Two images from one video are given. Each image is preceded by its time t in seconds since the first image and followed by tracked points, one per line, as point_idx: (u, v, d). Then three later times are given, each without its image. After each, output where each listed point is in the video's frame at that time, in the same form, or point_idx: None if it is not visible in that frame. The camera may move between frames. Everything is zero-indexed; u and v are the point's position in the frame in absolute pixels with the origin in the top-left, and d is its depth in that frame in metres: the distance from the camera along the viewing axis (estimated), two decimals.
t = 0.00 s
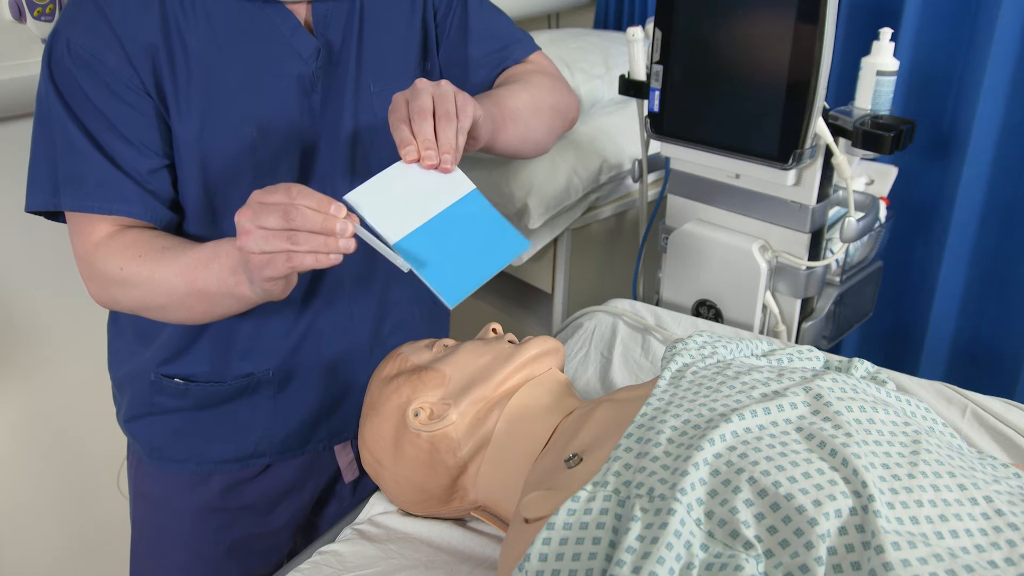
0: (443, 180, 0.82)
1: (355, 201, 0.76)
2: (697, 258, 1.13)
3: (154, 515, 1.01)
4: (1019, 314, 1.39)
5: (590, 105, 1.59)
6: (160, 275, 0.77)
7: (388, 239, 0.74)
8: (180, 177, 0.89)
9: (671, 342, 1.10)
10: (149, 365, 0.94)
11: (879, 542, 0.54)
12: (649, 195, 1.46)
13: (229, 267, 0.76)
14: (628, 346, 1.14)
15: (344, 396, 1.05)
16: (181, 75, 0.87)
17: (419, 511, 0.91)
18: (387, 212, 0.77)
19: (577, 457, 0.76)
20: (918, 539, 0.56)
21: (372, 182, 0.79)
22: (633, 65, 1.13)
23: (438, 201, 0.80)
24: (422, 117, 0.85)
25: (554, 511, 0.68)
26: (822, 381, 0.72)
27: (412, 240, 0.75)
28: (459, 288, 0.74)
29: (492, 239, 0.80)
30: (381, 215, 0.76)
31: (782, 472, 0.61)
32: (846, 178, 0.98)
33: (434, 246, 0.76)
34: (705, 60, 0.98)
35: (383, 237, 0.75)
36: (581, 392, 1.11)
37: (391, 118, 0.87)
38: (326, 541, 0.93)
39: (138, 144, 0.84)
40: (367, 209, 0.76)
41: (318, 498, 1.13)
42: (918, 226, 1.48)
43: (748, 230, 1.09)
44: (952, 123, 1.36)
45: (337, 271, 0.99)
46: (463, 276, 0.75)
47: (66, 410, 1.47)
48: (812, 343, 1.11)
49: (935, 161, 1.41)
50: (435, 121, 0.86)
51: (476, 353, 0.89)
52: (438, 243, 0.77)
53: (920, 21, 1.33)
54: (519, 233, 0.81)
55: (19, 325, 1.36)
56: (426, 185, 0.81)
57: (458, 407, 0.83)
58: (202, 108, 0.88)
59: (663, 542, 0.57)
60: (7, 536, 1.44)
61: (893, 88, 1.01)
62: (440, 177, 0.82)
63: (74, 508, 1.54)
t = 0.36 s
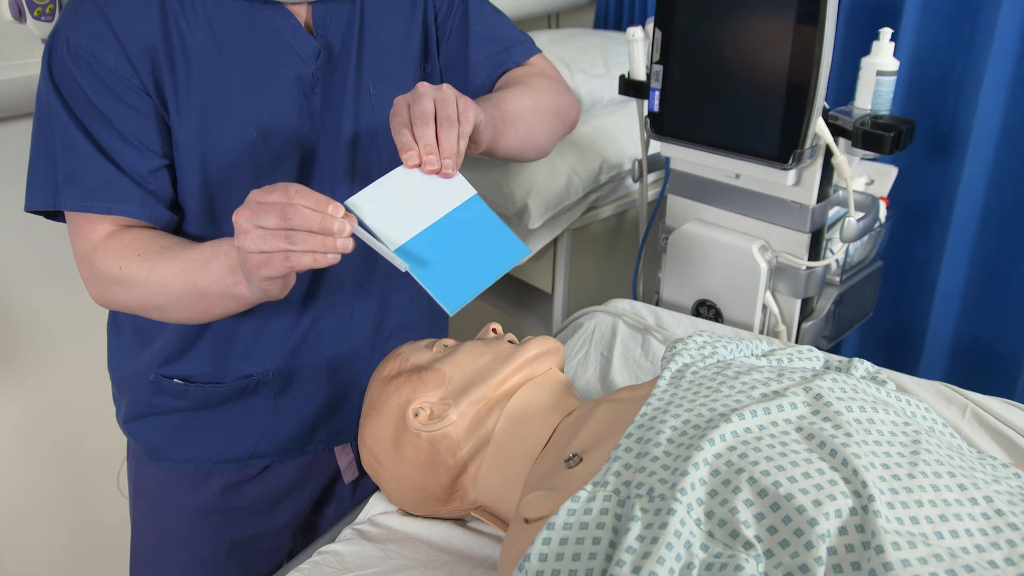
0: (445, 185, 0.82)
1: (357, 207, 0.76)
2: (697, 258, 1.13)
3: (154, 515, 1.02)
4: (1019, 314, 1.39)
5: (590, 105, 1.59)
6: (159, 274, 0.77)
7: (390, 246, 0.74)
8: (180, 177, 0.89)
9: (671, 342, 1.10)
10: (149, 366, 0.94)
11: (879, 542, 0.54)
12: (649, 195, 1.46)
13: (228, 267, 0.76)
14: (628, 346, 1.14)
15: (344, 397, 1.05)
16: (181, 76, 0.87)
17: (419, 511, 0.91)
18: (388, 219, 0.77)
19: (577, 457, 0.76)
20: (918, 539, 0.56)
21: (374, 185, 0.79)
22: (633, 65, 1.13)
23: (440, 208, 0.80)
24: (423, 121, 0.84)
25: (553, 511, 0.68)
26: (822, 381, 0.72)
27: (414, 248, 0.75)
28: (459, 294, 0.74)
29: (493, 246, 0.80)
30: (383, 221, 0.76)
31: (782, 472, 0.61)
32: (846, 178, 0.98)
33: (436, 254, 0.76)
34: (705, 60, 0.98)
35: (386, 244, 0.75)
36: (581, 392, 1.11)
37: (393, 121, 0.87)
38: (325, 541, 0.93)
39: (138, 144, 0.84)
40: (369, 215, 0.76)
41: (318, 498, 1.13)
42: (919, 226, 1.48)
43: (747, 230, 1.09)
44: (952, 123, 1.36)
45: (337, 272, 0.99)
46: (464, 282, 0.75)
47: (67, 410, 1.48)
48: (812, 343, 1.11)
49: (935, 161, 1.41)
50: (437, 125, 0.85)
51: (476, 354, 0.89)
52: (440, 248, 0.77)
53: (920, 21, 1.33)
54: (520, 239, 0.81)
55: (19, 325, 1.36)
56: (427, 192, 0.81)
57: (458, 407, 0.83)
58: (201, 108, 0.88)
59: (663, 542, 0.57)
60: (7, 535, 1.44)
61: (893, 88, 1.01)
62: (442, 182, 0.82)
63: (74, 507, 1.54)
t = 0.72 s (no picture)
0: (446, 186, 0.82)
1: (358, 206, 0.77)
2: (698, 258, 1.13)
3: (155, 514, 1.02)
4: (1019, 314, 1.39)
5: (589, 105, 1.59)
6: (161, 275, 0.77)
7: (390, 245, 0.75)
8: (182, 178, 0.89)
9: (671, 342, 1.10)
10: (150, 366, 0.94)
11: (879, 542, 0.54)
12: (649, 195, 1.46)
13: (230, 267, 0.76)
14: (628, 346, 1.14)
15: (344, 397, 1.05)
16: (183, 77, 0.87)
17: (419, 511, 0.91)
18: (388, 218, 0.77)
19: (577, 457, 0.76)
20: (918, 539, 0.56)
21: (374, 185, 0.79)
22: (633, 65, 1.13)
23: (440, 208, 0.80)
24: (424, 121, 0.84)
25: (553, 511, 0.68)
26: (822, 381, 0.72)
27: (414, 247, 0.76)
28: (458, 294, 0.74)
29: (493, 247, 0.80)
30: (384, 221, 0.76)
31: (782, 472, 0.61)
32: (846, 178, 0.98)
33: (436, 253, 0.76)
34: (705, 60, 0.98)
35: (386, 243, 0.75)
36: (581, 392, 1.11)
37: (393, 120, 0.87)
38: (326, 541, 0.93)
39: (139, 144, 0.84)
40: (368, 214, 0.76)
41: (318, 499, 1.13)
42: (919, 225, 1.48)
43: (747, 231, 1.09)
44: (952, 122, 1.36)
45: (337, 272, 1.00)
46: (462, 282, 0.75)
47: (67, 410, 1.48)
48: (812, 343, 1.11)
49: (935, 161, 1.41)
50: (438, 125, 0.85)
51: (476, 354, 0.89)
52: (438, 248, 0.77)
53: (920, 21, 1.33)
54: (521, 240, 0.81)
55: (19, 325, 1.36)
56: (428, 192, 0.81)
57: (458, 407, 0.83)
58: (203, 109, 0.88)
59: (663, 542, 0.57)
60: (8, 535, 1.44)
61: (892, 89, 1.01)
62: (442, 184, 0.82)
63: (74, 507, 1.54)
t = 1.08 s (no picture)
0: (447, 185, 0.82)
1: (359, 204, 0.76)
2: (698, 258, 1.13)
3: (156, 515, 1.02)
4: (1019, 314, 1.39)
5: (590, 105, 1.59)
6: (163, 276, 0.77)
7: (392, 243, 0.75)
8: (184, 179, 0.89)
9: (671, 342, 1.10)
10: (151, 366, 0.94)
11: (878, 542, 0.54)
12: (649, 195, 1.46)
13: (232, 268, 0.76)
14: (628, 346, 1.14)
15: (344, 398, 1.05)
16: (185, 77, 0.87)
17: (419, 511, 0.91)
18: (390, 216, 0.77)
19: (577, 457, 0.76)
20: (918, 539, 0.56)
21: (375, 185, 0.79)
22: (633, 65, 1.13)
23: (442, 207, 0.80)
24: (426, 120, 0.84)
25: (553, 511, 0.68)
26: (822, 381, 0.72)
27: (414, 247, 0.75)
28: (459, 293, 0.74)
29: (494, 247, 0.80)
30: (385, 219, 0.76)
31: (782, 472, 0.61)
32: (846, 178, 0.98)
33: (437, 252, 0.76)
34: (704, 61, 0.98)
35: (387, 241, 0.75)
36: (581, 392, 1.11)
37: (395, 119, 0.87)
38: (326, 541, 0.93)
39: (141, 145, 0.84)
40: (369, 212, 0.76)
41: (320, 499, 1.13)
42: (919, 225, 1.48)
43: (747, 231, 1.09)
44: (952, 122, 1.36)
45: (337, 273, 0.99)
46: (463, 282, 0.75)
47: (67, 410, 1.48)
48: (813, 343, 1.11)
49: (936, 161, 1.41)
50: (440, 124, 0.85)
51: (476, 354, 0.89)
52: (439, 248, 0.77)
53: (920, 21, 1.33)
54: (522, 240, 0.81)
55: (20, 325, 1.36)
56: (430, 190, 0.81)
57: (458, 407, 0.83)
58: (205, 109, 0.88)
59: (663, 542, 0.57)
60: (8, 535, 1.44)
61: (892, 89, 1.01)
62: (444, 182, 0.82)
63: (75, 508, 1.54)
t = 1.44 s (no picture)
0: (449, 185, 0.82)
1: (361, 206, 0.76)
2: (698, 258, 1.13)
3: (157, 515, 1.02)
4: (1019, 314, 1.39)
5: (589, 105, 1.59)
6: (167, 279, 0.77)
7: (394, 244, 0.74)
8: (187, 180, 0.89)
9: (671, 341, 1.10)
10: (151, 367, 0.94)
11: (878, 542, 0.54)
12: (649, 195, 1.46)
13: (235, 271, 0.76)
14: (628, 346, 1.14)
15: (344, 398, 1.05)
16: (188, 78, 0.87)
17: (419, 511, 0.91)
18: (392, 218, 0.77)
19: (577, 457, 0.76)
20: (918, 539, 0.56)
21: (377, 186, 0.79)
22: (633, 65, 1.13)
23: (444, 208, 0.80)
24: (429, 120, 0.84)
25: (553, 511, 0.68)
26: (822, 381, 0.72)
27: (416, 248, 0.75)
28: (461, 294, 0.74)
29: (496, 248, 0.80)
30: (387, 221, 0.76)
31: (782, 472, 0.61)
32: (846, 178, 0.98)
33: (439, 253, 0.76)
34: (704, 61, 0.98)
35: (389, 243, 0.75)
36: (581, 392, 1.11)
37: (398, 119, 0.87)
38: (326, 541, 0.93)
39: (144, 145, 0.84)
40: (372, 214, 0.76)
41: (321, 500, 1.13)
42: (919, 225, 1.48)
43: (747, 230, 1.09)
44: (952, 122, 1.36)
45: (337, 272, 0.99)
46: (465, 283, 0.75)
47: (67, 410, 1.48)
48: (813, 343, 1.11)
49: (935, 161, 1.41)
50: (443, 124, 0.85)
51: (476, 354, 0.89)
52: (441, 248, 0.77)
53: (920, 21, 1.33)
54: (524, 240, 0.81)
55: (19, 325, 1.36)
56: (431, 191, 0.81)
57: (458, 407, 0.83)
58: (208, 110, 0.88)
59: (663, 542, 0.57)
60: (8, 534, 1.44)
61: (892, 89, 1.01)
62: (446, 183, 0.82)
63: (75, 507, 1.54)
